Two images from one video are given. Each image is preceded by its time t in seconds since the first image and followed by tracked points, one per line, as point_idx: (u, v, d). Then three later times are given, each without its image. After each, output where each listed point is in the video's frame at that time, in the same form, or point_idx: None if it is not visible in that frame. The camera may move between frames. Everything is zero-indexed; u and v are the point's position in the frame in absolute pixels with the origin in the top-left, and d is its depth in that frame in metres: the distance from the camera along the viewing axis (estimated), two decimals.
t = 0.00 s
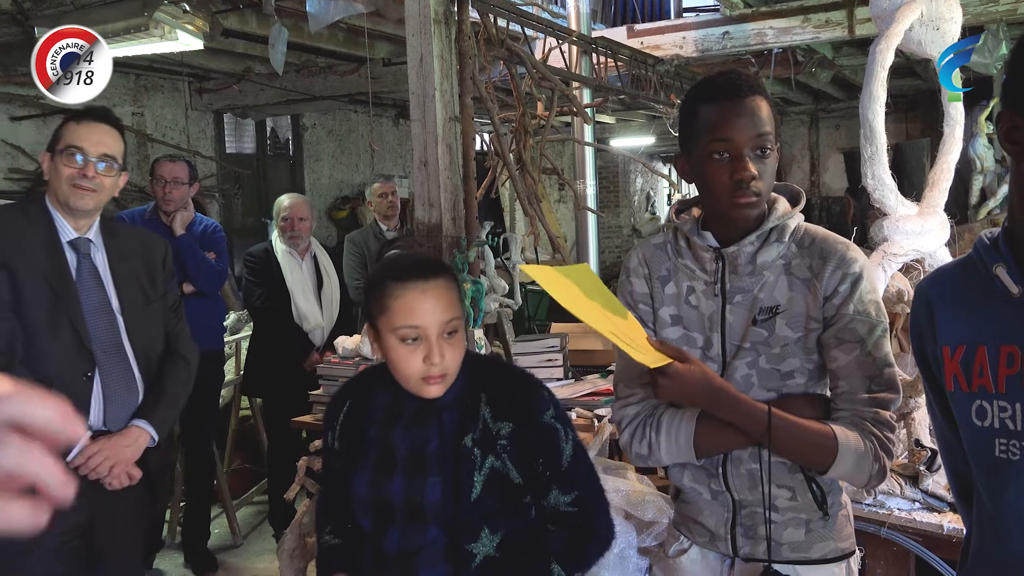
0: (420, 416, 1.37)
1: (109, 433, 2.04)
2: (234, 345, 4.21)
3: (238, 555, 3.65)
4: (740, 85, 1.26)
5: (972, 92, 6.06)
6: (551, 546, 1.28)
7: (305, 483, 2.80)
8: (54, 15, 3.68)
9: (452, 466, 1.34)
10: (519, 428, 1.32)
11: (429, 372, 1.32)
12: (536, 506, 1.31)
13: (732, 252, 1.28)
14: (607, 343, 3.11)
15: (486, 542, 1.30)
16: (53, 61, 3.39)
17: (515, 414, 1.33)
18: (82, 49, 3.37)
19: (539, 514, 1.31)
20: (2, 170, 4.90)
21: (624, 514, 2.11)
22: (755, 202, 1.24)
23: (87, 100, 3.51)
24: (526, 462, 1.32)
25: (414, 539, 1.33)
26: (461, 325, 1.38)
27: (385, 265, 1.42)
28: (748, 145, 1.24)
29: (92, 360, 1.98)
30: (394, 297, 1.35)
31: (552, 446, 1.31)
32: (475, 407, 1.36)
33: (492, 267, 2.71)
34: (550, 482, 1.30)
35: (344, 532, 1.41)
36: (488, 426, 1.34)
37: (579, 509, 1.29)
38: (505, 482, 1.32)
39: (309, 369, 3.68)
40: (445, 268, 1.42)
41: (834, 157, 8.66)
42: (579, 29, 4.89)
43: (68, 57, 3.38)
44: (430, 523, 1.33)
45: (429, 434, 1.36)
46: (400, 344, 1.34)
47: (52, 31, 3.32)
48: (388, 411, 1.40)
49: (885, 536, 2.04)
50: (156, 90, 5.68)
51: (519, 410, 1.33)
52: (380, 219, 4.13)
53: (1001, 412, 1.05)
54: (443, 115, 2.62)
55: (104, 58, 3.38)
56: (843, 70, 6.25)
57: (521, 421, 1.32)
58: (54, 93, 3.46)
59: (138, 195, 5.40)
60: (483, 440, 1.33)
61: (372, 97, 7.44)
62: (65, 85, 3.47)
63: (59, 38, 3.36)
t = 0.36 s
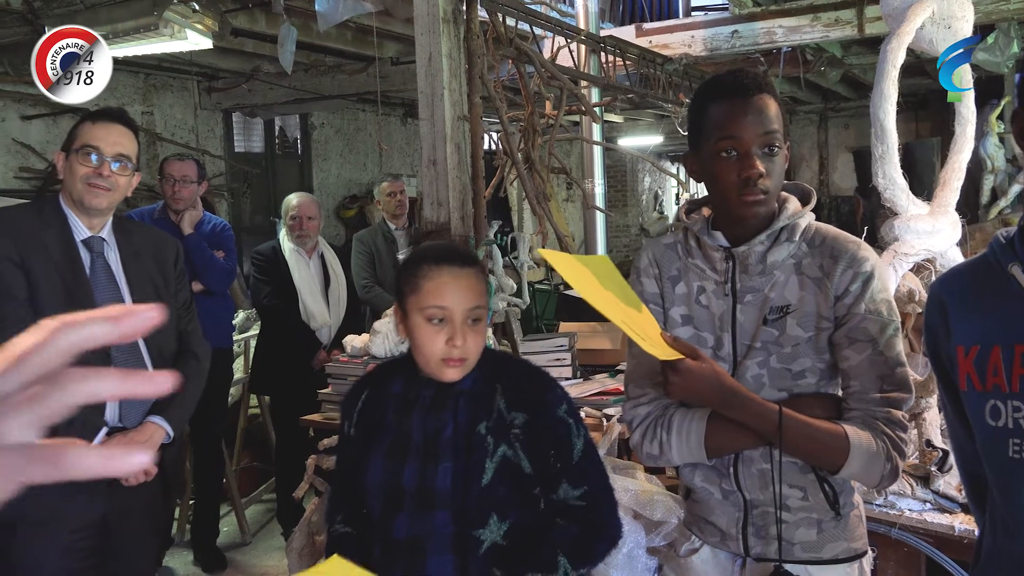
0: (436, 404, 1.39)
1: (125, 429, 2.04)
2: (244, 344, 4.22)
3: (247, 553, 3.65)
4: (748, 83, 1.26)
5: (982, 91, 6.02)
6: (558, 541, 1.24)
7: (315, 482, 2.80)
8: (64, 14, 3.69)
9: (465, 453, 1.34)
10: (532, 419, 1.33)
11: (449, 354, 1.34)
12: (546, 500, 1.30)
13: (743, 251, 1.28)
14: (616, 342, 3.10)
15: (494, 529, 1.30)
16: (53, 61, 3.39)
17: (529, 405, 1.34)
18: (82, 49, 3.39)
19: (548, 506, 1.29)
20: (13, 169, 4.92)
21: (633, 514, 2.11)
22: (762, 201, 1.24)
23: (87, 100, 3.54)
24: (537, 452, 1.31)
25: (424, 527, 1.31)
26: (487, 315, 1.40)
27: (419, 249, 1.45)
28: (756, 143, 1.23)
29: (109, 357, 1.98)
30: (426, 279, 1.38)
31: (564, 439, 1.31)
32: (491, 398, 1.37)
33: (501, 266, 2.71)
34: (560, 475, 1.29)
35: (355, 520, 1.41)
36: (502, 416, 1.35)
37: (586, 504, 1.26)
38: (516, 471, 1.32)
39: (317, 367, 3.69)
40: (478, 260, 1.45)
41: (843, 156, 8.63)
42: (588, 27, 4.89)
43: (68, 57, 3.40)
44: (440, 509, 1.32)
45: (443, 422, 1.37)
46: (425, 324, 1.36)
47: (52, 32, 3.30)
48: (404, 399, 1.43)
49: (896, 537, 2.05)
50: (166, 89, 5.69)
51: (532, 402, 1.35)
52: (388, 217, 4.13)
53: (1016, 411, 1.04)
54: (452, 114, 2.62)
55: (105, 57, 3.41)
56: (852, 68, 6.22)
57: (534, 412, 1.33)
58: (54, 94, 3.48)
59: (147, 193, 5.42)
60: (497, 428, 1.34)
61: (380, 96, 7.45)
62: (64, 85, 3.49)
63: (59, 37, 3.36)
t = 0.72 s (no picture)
0: (467, 381, 1.40)
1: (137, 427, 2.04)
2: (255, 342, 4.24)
3: (258, 551, 3.67)
4: (762, 80, 1.26)
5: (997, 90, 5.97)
6: (578, 510, 1.24)
7: (325, 480, 2.80)
8: (77, 14, 3.69)
9: (494, 426, 1.35)
10: (560, 396, 1.33)
11: (476, 327, 1.37)
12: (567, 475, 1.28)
13: (758, 250, 1.27)
14: (627, 341, 3.09)
15: (518, 497, 1.30)
16: (53, 60, 3.50)
17: (555, 383, 1.35)
18: (82, 49, 3.51)
19: (569, 482, 1.27)
20: (27, 168, 4.95)
21: (645, 514, 2.10)
22: (775, 199, 1.24)
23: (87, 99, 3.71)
24: (563, 426, 1.31)
25: (451, 499, 1.33)
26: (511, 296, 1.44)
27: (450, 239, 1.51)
28: (770, 140, 1.23)
29: (118, 355, 1.98)
30: (457, 259, 1.43)
31: (587, 416, 1.31)
32: (519, 377, 1.37)
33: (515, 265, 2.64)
34: (582, 451, 1.28)
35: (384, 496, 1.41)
36: (531, 392, 1.35)
37: (607, 480, 1.26)
38: (541, 444, 1.32)
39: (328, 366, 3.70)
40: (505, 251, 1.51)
41: (855, 155, 8.59)
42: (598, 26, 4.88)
43: (68, 57, 3.51)
44: (468, 480, 1.33)
45: (474, 397, 1.38)
46: (454, 299, 1.40)
47: (53, 32, 3.39)
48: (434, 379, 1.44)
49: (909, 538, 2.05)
50: (178, 89, 5.72)
51: (559, 379, 1.35)
52: (399, 216, 4.12)
53: None
54: (463, 113, 2.62)
55: (104, 56, 3.51)
56: (864, 66, 6.19)
57: (561, 390, 1.34)
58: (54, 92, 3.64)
59: (159, 192, 5.45)
60: (525, 403, 1.34)
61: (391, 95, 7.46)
62: (64, 84, 3.66)
63: (59, 37, 3.46)
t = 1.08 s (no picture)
0: (488, 368, 1.44)
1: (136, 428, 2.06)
2: (266, 341, 4.25)
3: (267, 549, 3.68)
4: (766, 76, 1.25)
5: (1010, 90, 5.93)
6: (593, 498, 1.30)
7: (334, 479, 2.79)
8: (89, 14, 3.71)
9: (511, 413, 1.39)
10: (574, 386, 1.37)
11: (485, 312, 1.42)
12: (582, 463, 1.34)
13: (773, 250, 1.27)
14: (636, 341, 3.09)
15: (532, 482, 1.35)
16: (53, 61, 3.47)
17: (570, 373, 1.38)
18: (82, 49, 3.49)
19: (583, 471, 1.33)
20: (39, 168, 4.99)
21: (654, 513, 2.11)
22: (762, 190, 1.22)
23: (86, 100, 3.61)
24: (577, 417, 1.35)
25: (467, 482, 1.38)
26: (521, 284, 1.47)
27: (464, 236, 1.57)
28: (760, 130, 1.21)
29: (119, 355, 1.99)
30: (467, 250, 1.48)
31: (601, 406, 1.35)
32: (537, 367, 1.41)
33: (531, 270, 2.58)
34: (597, 440, 1.33)
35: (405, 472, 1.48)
36: (546, 383, 1.39)
37: (620, 468, 1.31)
38: (555, 434, 1.36)
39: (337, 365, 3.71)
40: (518, 245, 1.56)
41: (865, 154, 8.54)
42: (608, 25, 4.88)
43: (68, 57, 3.48)
44: (484, 465, 1.38)
45: (493, 383, 1.42)
46: (464, 288, 1.45)
47: (52, 32, 3.38)
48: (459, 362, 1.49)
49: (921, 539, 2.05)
50: (188, 88, 5.74)
51: (574, 372, 1.38)
52: (408, 215, 4.13)
53: None
54: (473, 112, 2.62)
55: (104, 56, 3.51)
56: (875, 66, 6.16)
57: (575, 380, 1.37)
58: (53, 93, 3.56)
59: (169, 191, 5.49)
60: (541, 392, 1.38)
61: (400, 94, 7.48)
62: (64, 85, 3.57)
63: (59, 38, 3.44)
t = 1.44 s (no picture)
0: (494, 366, 1.44)
1: (133, 428, 2.05)
2: (272, 339, 4.26)
3: (273, 547, 3.69)
4: (776, 74, 1.24)
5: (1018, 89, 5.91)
6: (599, 503, 1.31)
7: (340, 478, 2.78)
8: (96, 14, 3.73)
9: (513, 418, 1.38)
10: (576, 389, 1.36)
11: (469, 303, 1.42)
12: (590, 465, 1.33)
13: (785, 249, 1.27)
14: (643, 341, 3.09)
15: (538, 487, 1.36)
16: (53, 61, 3.48)
17: (572, 374, 1.37)
18: (82, 49, 3.49)
19: (592, 472, 1.33)
20: (47, 166, 5.01)
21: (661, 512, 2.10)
22: (768, 189, 1.22)
23: (86, 99, 3.68)
24: (581, 420, 1.35)
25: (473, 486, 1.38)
26: (516, 275, 1.44)
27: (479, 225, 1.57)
28: (766, 128, 1.21)
29: (115, 356, 1.99)
30: (468, 240, 1.49)
31: (605, 407, 1.33)
32: (540, 368, 1.40)
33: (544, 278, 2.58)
34: (603, 442, 1.33)
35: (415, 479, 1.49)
36: (548, 385, 1.38)
37: (627, 471, 1.31)
38: (561, 437, 1.36)
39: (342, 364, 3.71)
40: (531, 237, 1.53)
41: (872, 154, 8.53)
42: (615, 24, 4.87)
43: (68, 57, 3.49)
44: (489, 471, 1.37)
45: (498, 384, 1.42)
46: (458, 278, 1.46)
47: (52, 32, 3.38)
48: (469, 359, 1.50)
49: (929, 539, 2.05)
50: (195, 88, 5.75)
51: (577, 372, 1.37)
52: (414, 215, 4.12)
53: None
54: (479, 112, 2.62)
55: (104, 56, 3.50)
56: (882, 65, 6.15)
57: (577, 380, 1.36)
58: (54, 93, 3.62)
59: (176, 191, 5.51)
60: (544, 395, 1.38)
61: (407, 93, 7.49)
62: (64, 85, 3.63)
63: (59, 38, 3.44)
